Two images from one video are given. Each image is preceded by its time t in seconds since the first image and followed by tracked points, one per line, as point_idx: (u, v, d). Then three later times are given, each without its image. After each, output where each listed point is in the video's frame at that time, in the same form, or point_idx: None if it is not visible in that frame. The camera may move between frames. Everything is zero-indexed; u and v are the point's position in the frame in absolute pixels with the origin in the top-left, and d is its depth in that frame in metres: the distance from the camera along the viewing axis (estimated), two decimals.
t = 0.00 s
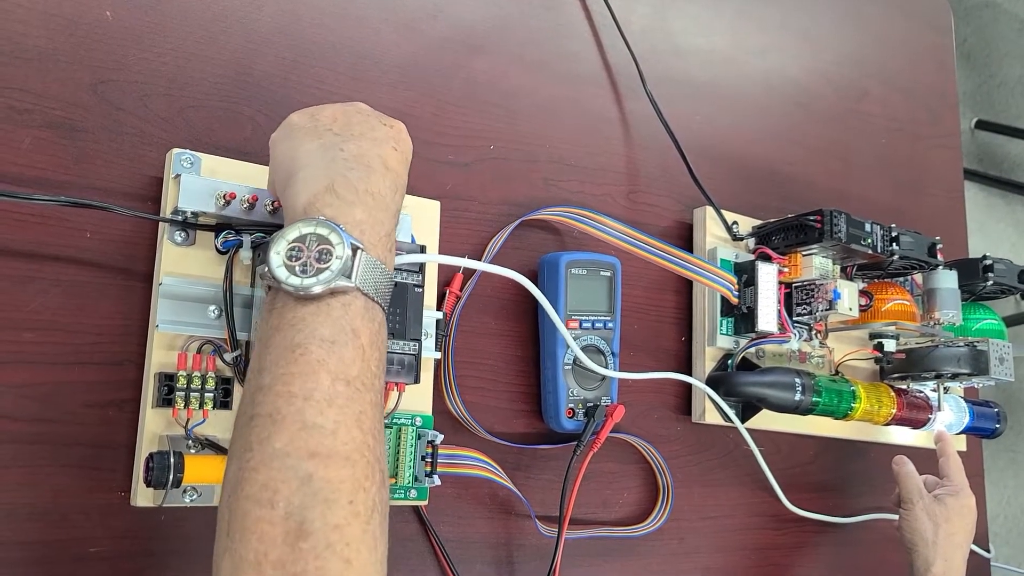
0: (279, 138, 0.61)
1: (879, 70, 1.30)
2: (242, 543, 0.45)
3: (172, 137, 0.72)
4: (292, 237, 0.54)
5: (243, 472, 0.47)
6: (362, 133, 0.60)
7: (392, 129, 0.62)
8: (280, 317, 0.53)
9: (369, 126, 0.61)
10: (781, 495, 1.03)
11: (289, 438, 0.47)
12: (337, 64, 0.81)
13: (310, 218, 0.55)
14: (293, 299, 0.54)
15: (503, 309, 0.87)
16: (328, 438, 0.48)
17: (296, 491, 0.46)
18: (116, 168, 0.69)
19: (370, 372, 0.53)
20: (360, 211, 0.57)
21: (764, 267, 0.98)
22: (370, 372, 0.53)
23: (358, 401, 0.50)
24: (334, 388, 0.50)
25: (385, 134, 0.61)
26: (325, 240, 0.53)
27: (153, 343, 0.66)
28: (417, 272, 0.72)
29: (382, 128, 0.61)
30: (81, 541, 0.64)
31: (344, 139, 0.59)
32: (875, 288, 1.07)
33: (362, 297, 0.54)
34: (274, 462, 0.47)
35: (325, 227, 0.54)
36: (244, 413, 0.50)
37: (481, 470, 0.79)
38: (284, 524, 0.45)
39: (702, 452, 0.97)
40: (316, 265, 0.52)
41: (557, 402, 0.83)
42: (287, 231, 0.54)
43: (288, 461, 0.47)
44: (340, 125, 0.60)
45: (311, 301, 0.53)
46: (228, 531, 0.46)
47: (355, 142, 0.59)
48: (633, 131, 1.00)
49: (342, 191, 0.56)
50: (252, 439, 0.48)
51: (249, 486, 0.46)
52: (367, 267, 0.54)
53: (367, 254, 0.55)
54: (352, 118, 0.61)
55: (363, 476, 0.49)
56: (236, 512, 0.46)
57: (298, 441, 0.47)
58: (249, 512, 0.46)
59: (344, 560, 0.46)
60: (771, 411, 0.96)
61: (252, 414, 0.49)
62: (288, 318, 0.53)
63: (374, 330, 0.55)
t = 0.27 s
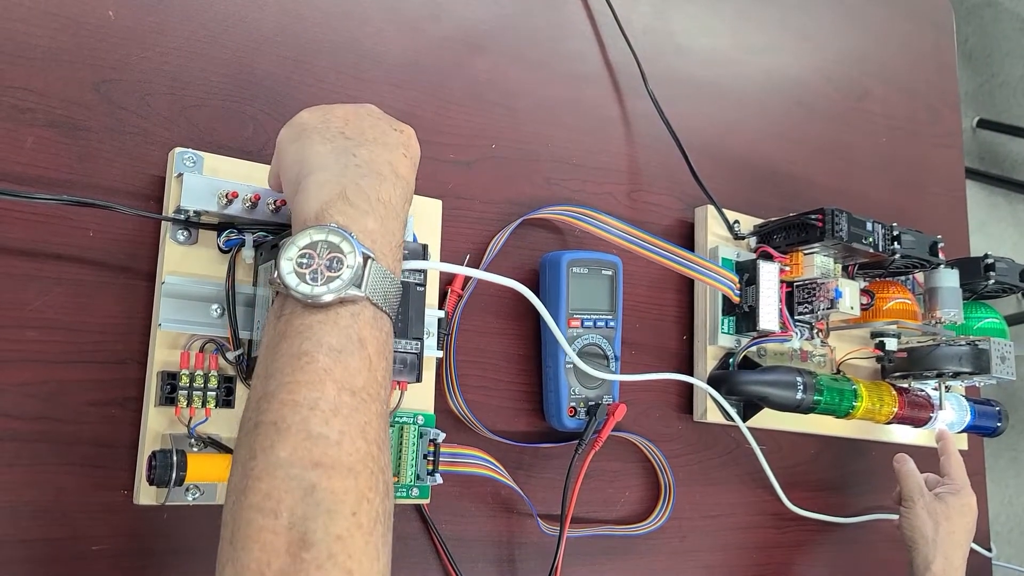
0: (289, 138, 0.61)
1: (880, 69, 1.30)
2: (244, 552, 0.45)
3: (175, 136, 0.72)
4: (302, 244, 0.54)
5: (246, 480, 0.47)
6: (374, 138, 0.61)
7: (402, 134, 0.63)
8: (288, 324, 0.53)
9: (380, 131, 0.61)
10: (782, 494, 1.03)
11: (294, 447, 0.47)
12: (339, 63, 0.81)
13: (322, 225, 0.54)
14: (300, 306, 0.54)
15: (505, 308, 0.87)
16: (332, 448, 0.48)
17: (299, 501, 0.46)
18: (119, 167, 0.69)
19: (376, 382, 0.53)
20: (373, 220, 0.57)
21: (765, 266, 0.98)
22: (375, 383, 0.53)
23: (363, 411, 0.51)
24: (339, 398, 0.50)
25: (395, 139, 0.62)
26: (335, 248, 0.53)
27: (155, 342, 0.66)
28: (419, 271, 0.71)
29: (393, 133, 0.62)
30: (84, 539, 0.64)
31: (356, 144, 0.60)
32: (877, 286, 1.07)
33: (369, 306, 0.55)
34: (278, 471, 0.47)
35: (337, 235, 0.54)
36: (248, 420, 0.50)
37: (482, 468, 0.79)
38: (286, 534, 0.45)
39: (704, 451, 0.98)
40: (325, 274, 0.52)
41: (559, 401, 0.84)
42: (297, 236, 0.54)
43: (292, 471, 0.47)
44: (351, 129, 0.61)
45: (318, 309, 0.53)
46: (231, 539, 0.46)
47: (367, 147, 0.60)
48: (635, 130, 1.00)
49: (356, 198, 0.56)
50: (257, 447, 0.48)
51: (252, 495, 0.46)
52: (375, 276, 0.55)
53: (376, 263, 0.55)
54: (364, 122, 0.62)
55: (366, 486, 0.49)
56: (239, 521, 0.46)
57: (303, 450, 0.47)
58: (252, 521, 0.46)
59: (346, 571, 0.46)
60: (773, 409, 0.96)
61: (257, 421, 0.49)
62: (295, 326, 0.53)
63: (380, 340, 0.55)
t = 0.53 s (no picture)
0: (285, 136, 0.61)
1: (882, 67, 1.30)
2: (243, 550, 0.45)
3: (174, 134, 0.72)
4: (295, 243, 0.54)
5: (244, 479, 0.47)
6: (369, 136, 0.60)
7: (399, 132, 0.62)
8: (283, 323, 0.53)
9: (376, 129, 0.61)
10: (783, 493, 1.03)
11: (290, 445, 0.47)
12: (339, 61, 0.81)
13: (314, 223, 0.54)
14: (295, 305, 0.54)
15: (505, 307, 0.87)
16: (330, 445, 0.48)
17: (297, 498, 0.46)
18: (118, 165, 0.69)
19: (372, 379, 0.53)
20: (364, 217, 0.57)
21: (766, 264, 0.98)
22: (371, 379, 0.53)
23: (359, 408, 0.50)
24: (335, 395, 0.50)
25: (392, 137, 0.61)
26: (328, 245, 0.53)
27: (155, 340, 0.66)
28: (418, 269, 0.72)
29: (389, 131, 0.62)
30: (84, 538, 0.64)
31: (351, 141, 0.59)
32: (878, 285, 1.07)
33: (365, 303, 0.55)
34: (275, 469, 0.47)
35: (329, 233, 0.54)
36: (245, 419, 0.50)
37: (482, 467, 0.79)
38: (285, 532, 0.45)
39: (704, 449, 0.97)
40: (319, 271, 0.52)
41: (559, 400, 0.83)
42: (289, 235, 0.54)
43: (289, 469, 0.47)
44: (347, 126, 0.61)
45: (313, 307, 0.53)
46: (229, 538, 0.46)
47: (362, 145, 0.59)
48: (635, 129, 1.00)
49: (348, 196, 0.56)
50: (253, 446, 0.48)
51: (250, 493, 0.46)
52: (370, 273, 0.54)
53: (370, 259, 0.55)
54: (361, 120, 0.62)
55: (365, 483, 0.49)
56: (237, 519, 0.46)
57: (299, 448, 0.47)
58: (250, 519, 0.46)
59: (345, 568, 0.46)
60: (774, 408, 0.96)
61: (253, 420, 0.49)
62: (290, 325, 0.53)
63: (376, 336, 0.55)
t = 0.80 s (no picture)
0: (287, 129, 0.61)
1: (884, 66, 1.29)
2: (248, 538, 0.45)
3: (174, 133, 0.72)
4: (300, 231, 0.53)
5: (250, 466, 0.47)
6: (372, 130, 0.60)
7: (403, 128, 0.63)
8: (288, 311, 0.53)
9: (378, 124, 0.61)
10: (784, 492, 1.03)
11: (296, 432, 0.47)
12: (339, 60, 0.81)
13: (319, 213, 0.54)
14: (300, 294, 0.53)
15: (505, 306, 0.86)
16: (336, 433, 0.48)
17: (305, 485, 0.46)
18: (118, 164, 0.69)
19: (377, 368, 0.53)
20: (365, 207, 0.56)
21: (767, 263, 0.98)
22: (376, 368, 0.53)
23: (365, 396, 0.50)
24: (341, 383, 0.49)
25: (395, 132, 0.61)
26: (334, 234, 0.53)
27: (155, 340, 0.66)
28: (418, 268, 0.71)
29: (393, 127, 0.62)
30: (84, 538, 0.64)
31: (354, 135, 0.59)
32: (880, 284, 1.06)
33: (369, 293, 0.55)
34: (282, 456, 0.46)
35: (335, 222, 0.53)
36: (250, 407, 0.50)
37: (483, 466, 0.79)
38: (292, 519, 0.45)
39: (706, 448, 0.97)
40: (326, 259, 0.52)
41: (559, 399, 0.83)
42: (296, 223, 0.54)
43: (296, 455, 0.46)
44: (349, 121, 0.61)
45: (318, 296, 0.53)
46: (235, 525, 0.46)
47: (364, 139, 0.59)
48: (636, 127, 1.00)
49: (352, 187, 0.56)
50: (259, 433, 0.47)
51: (256, 480, 0.46)
52: (375, 263, 0.54)
53: (375, 249, 0.55)
54: (363, 116, 0.62)
55: (370, 471, 0.49)
56: (243, 506, 0.46)
57: (306, 435, 0.47)
58: (256, 505, 0.45)
59: (352, 555, 0.46)
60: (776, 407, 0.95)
61: (259, 408, 0.49)
62: (295, 313, 0.52)
63: (380, 326, 0.55)
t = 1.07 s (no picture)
0: (289, 134, 0.61)
1: (885, 66, 1.29)
2: (244, 542, 0.45)
3: (176, 134, 0.72)
4: (305, 235, 0.53)
5: (248, 471, 0.47)
6: (374, 130, 0.60)
7: (402, 128, 0.62)
8: (292, 315, 0.53)
9: (380, 124, 0.61)
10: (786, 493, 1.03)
11: (294, 438, 0.47)
12: (341, 61, 0.81)
13: (326, 215, 0.54)
14: (304, 297, 0.53)
15: (506, 307, 0.86)
16: (332, 439, 0.48)
17: (299, 491, 0.46)
18: (120, 166, 0.69)
19: (377, 374, 0.53)
20: (376, 210, 0.56)
21: (769, 263, 0.98)
22: (376, 374, 0.52)
23: (363, 402, 0.50)
24: (340, 389, 0.49)
25: (396, 132, 0.61)
26: (339, 238, 0.53)
27: (156, 341, 0.66)
28: (420, 269, 0.72)
29: (394, 127, 0.61)
30: (86, 539, 0.64)
31: (357, 136, 0.59)
32: (881, 284, 1.06)
33: (373, 298, 0.54)
34: (279, 462, 0.47)
35: (340, 226, 0.53)
36: (252, 410, 0.50)
37: (484, 467, 0.79)
38: (286, 525, 0.45)
39: (707, 449, 0.97)
40: (329, 264, 0.52)
41: (561, 400, 0.83)
42: (301, 226, 0.54)
43: (292, 462, 0.47)
44: (350, 123, 0.60)
45: (322, 300, 0.53)
46: (233, 529, 0.46)
47: (367, 139, 0.59)
48: (638, 128, 1.00)
49: (360, 189, 0.56)
50: (259, 437, 0.48)
51: (253, 485, 0.46)
52: (379, 267, 0.54)
53: (379, 253, 0.55)
54: (363, 117, 0.61)
55: (366, 478, 0.49)
56: (241, 510, 0.46)
57: (303, 441, 0.47)
58: (253, 511, 0.46)
59: (344, 562, 0.46)
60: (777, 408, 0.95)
61: (260, 412, 0.49)
62: (298, 317, 0.53)
63: (382, 331, 0.55)
